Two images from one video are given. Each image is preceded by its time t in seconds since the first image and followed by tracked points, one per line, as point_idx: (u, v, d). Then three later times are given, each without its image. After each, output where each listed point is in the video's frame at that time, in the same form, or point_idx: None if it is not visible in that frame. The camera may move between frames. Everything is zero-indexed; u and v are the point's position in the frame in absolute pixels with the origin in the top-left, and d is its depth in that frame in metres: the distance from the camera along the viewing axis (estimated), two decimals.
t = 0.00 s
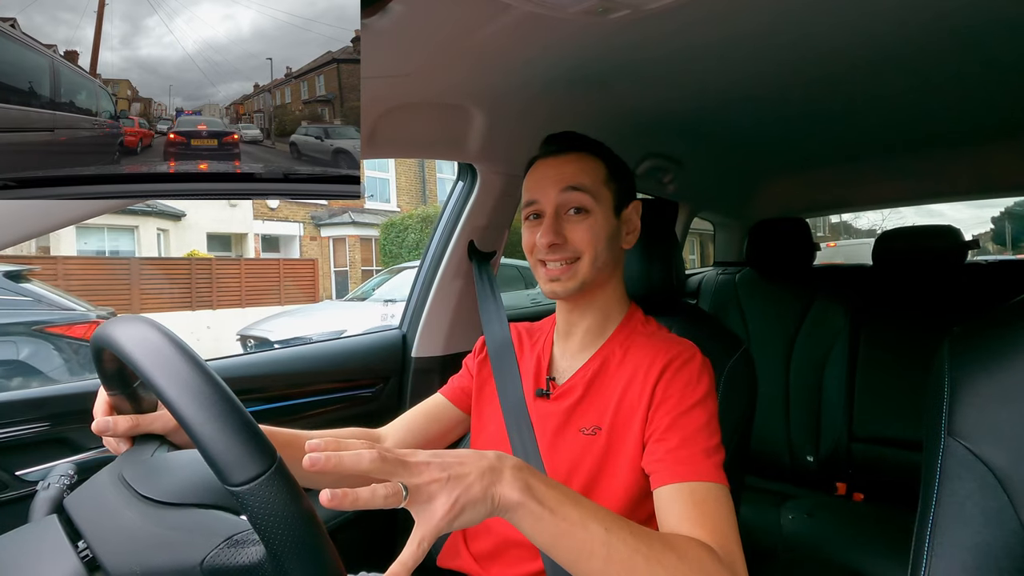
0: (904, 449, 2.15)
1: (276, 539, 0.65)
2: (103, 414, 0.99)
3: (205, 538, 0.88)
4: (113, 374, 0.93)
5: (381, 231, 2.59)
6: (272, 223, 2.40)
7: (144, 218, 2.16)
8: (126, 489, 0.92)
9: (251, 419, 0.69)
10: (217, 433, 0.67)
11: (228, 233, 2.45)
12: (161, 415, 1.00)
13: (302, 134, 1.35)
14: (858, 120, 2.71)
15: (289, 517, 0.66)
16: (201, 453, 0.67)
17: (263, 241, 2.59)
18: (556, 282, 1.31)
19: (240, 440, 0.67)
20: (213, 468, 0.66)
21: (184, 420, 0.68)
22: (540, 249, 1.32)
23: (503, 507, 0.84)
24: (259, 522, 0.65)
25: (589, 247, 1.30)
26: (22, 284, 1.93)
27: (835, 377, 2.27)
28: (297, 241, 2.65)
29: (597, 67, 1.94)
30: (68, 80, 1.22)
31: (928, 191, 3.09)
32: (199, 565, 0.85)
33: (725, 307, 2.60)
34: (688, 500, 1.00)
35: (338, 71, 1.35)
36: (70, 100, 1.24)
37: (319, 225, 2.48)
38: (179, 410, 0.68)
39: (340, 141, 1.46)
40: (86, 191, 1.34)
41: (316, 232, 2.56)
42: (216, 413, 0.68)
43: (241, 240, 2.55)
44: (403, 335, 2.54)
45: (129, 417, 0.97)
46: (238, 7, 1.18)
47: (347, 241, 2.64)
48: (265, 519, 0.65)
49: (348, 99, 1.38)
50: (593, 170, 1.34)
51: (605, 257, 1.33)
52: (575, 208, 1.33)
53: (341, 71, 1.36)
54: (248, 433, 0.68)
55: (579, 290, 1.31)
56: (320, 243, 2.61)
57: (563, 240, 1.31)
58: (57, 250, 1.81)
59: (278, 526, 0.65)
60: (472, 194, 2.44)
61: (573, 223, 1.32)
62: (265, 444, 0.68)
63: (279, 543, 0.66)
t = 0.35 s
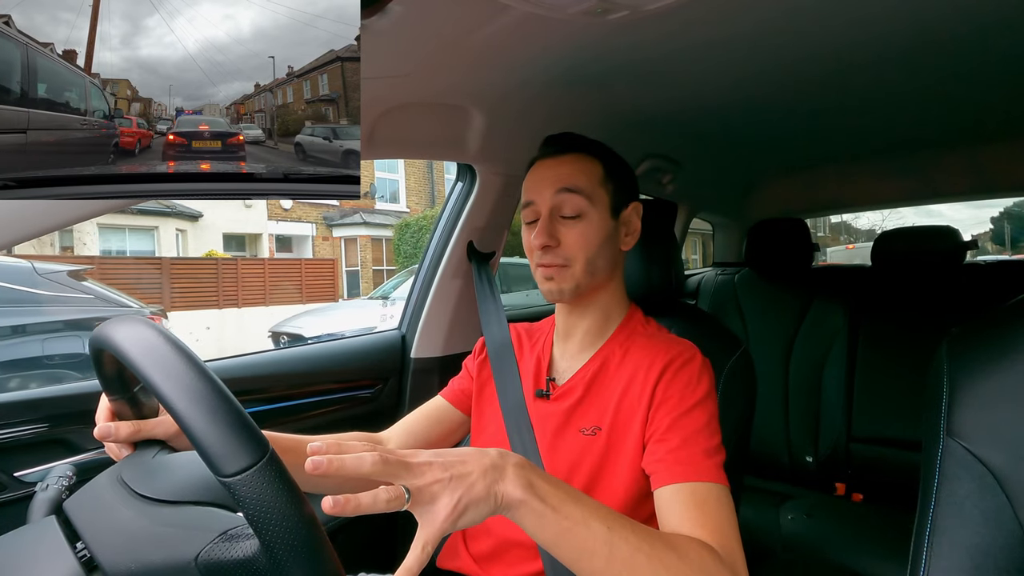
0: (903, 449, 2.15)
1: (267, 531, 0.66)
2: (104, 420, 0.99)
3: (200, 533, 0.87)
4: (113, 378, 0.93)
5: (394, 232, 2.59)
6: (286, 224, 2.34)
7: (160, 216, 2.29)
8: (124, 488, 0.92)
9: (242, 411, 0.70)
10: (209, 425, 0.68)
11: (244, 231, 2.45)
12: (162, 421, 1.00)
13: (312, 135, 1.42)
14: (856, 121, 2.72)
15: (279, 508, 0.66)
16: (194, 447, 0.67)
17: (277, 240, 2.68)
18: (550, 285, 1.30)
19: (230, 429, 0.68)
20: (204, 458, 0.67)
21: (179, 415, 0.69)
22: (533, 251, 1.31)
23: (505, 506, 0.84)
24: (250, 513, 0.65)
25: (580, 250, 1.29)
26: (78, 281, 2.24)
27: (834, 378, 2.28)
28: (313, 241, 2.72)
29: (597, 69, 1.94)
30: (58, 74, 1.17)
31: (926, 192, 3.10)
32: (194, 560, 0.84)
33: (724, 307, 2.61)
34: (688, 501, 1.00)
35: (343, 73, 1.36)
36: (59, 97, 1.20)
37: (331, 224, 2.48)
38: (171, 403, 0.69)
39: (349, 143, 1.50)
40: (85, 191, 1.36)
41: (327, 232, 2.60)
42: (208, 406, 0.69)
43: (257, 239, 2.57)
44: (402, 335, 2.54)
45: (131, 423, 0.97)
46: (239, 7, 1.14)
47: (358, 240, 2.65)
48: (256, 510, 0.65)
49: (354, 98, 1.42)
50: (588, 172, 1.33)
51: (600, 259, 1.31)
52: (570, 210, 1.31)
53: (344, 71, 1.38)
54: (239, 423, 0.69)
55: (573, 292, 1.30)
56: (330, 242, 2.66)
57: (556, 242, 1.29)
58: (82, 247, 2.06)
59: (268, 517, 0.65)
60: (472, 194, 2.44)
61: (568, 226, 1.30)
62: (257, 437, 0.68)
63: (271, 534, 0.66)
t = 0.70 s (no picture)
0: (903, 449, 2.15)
1: (261, 519, 0.66)
2: (108, 424, 0.99)
3: (195, 528, 0.86)
4: (114, 382, 0.93)
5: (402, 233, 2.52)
6: (294, 224, 2.28)
7: (171, 216, 2.27)
8: (121, 488, 0.92)
9: (234, 402, 0.70)
10: (201, 416, 0.68)
11: (252, 232, 2.43)
12: (164, 426, 1.00)
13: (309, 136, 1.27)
14: (855, 121, 2.73)
15: (273, 496, 0.66)
16: (185, 438, 0.67)
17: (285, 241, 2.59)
18: (542, 288, 1.32)
19: (221, 420, 0.67)
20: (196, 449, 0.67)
21: (170, 406, 0.69)
22: (523, 255, 1.34)
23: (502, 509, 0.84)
24: (243, 502, 0.65)
25: (570, 251, 1.30)
26: (113, 280, 2.30)
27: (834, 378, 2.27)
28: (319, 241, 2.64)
29: (597, 69, 1.94)
30: (51, 73, 1.22)
31: (925, 192, 3.10)
32: (189, 555, 0.84)
33: (724, 308, 2.61)
34: (687, 502, 1.01)
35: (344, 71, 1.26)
36: (52, 97, 1.24)
37: (338, 225, 2.42)
38: (163, 395, 0.70)
39: (355, 143, 1.38)
40: (85, 191, 1.35)
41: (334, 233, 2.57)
42: (198, 397, 0.69)
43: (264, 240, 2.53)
44: (402, 335, 2.54)
45: (133, 428, 0.97)
46: (239, 6, 1.15)
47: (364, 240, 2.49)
48: (248, 499, 0.65)
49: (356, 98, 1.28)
50: (576, 173, 1.33)
51: (590, 261, 1.31)
52: (559, 211, 1.32)
53: (347, 69, 1.27)
54: (230, 414, 0.68)
55: (564, 295, 1.30)
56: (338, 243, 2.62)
57: (545, 243, 1.31)
58: (99, 249, 2.11)
59: (262, 506, 0.66)
60: (471, 195, 2.44)
61: (556, 227, 1.31)
62: (249, 426, 0.69)
63: (264, 523, 0.66)
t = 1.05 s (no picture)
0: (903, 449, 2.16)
1: (255, 512, 0.66)
2: (110, 427, 0.95)
3: (192, 524, 0.88)
4: (114, 384, 0.90)
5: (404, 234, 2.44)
6: (296, 224, 2.26)
7: (175, 217, 2.26)
8: (121, 488, 0.93)
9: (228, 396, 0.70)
10: (196, 410, 0.68)
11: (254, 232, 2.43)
12: (166, 428, 0.99)
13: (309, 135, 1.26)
14: (855, 122, 2.73)
15: (267, 488, 0.67)
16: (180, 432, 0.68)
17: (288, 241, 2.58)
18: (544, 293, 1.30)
19: (216, 415, 0.68)
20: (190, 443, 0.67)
21: (166, 402, 0.69)
22: (522, 260, 1.30)
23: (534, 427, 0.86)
24: (237, 494, 0.66)
25: (570, 256, 1.28)
26: (121, 279, 2.31)
27: (834, 377, 2.28)
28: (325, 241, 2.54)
29: (596, 69, 1.94)
30: (49, 73, 1.24)
31: (924, 192, 3.10)
32: (185, 551, 0.85)
33: (723, 307, 2.60)
34: (687, 501, 1.01)
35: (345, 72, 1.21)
36: (49, 97, 1.25)
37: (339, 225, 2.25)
38: (158, 390, 0.70)
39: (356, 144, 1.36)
40: (86, 192, 1.28)
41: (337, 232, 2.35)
42: (194, 392, 0.69)
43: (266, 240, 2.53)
44: (401, 334, 2.57)
45: (134, 430, 0.96)
46: (240, 6, 1.17)
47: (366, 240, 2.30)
48: (243, 491, 0.66)
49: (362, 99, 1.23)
50: (574, 177, 1.31)
51: (588, 266, 1.30)
52: (559, 216, 1.30)
53: (347, 70, 1.21)
54: (225, 408, 0.69)
55: (564, 300, 1.30)
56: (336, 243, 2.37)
57: (544, 249, 1.28)
58: (101, 248, 2.12)
59: (256, 497, 0.66)
60: (471, 195, 2.45)
61: (555, 232, 1.29)
62: (243, 420, 0.69)
63: (259, 515, 0.66)
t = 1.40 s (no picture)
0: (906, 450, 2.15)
1: (252, 505, 0.66)
2: (113, 432, 0.98)
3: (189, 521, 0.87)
4: (118, 388, 0.92)
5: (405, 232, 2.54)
6: (298, 223, 2.29)
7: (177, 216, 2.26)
8: (125, 486, 0.93)
9: (225, 390, 0.71)
10: (194, 403, 0.68)
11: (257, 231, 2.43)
12: (172, 431, 1.00)
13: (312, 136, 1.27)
14: (857, 121, 2.72)
15: (263, 481, 0.67)
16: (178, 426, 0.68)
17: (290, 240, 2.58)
18: (548, 293, 1.31)
19: (213, 408, 0.68)
20: (188, 437, 0.68)
21: (164, 396, 0.70)
22: (529, 261, 1.32)
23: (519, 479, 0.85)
24: (235, 487, 0.66)
25: (576, 259, 1.30)
26: (125, 280, 2.30)
27: (834, 377, 2.27)
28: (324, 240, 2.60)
29: (598, 69, 1.94)
30: (49, 73, 1.32)
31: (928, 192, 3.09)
32: (185, 545, 0.85)
33: (725, 307, 2.60)
34: (688, 501, 1.00)
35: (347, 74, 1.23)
36: (49, 97, 1.32)
37: (341, 224, 2.39)
38: (157, 385, 0.70)
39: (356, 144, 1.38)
40: (84, 191, 1.33)
41: (338, 232, 2.51)
42: (192, 386, 0.70)
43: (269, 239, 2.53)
44: (403, 335, 2.54)
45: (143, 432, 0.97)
46: (239, 7, 1.20)
47: (369, 239, 2.55)
48: (241, 483, 0.66)
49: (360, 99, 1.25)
50: (582, 178, 1.32)
51: (593, 268, 1.31)
52: (566, 219, 1.31)
53: (348, 69, 1.23)
54: (222, 401, 0.69)
55: (568, 300, 1.31)
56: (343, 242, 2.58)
57: (551, 251, 1.30)
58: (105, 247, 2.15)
59: (252, 490, 0.66)
60: (473, 194, 2.44)
61: (562, 234, 1.30)
62: (240, 414, 0.69)
63: (256, 508, 0.66)
